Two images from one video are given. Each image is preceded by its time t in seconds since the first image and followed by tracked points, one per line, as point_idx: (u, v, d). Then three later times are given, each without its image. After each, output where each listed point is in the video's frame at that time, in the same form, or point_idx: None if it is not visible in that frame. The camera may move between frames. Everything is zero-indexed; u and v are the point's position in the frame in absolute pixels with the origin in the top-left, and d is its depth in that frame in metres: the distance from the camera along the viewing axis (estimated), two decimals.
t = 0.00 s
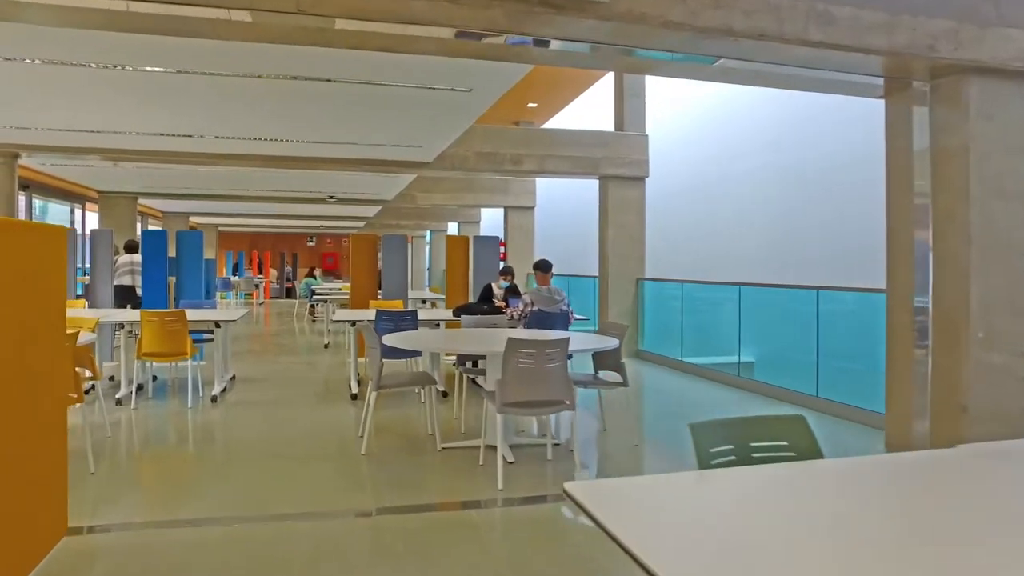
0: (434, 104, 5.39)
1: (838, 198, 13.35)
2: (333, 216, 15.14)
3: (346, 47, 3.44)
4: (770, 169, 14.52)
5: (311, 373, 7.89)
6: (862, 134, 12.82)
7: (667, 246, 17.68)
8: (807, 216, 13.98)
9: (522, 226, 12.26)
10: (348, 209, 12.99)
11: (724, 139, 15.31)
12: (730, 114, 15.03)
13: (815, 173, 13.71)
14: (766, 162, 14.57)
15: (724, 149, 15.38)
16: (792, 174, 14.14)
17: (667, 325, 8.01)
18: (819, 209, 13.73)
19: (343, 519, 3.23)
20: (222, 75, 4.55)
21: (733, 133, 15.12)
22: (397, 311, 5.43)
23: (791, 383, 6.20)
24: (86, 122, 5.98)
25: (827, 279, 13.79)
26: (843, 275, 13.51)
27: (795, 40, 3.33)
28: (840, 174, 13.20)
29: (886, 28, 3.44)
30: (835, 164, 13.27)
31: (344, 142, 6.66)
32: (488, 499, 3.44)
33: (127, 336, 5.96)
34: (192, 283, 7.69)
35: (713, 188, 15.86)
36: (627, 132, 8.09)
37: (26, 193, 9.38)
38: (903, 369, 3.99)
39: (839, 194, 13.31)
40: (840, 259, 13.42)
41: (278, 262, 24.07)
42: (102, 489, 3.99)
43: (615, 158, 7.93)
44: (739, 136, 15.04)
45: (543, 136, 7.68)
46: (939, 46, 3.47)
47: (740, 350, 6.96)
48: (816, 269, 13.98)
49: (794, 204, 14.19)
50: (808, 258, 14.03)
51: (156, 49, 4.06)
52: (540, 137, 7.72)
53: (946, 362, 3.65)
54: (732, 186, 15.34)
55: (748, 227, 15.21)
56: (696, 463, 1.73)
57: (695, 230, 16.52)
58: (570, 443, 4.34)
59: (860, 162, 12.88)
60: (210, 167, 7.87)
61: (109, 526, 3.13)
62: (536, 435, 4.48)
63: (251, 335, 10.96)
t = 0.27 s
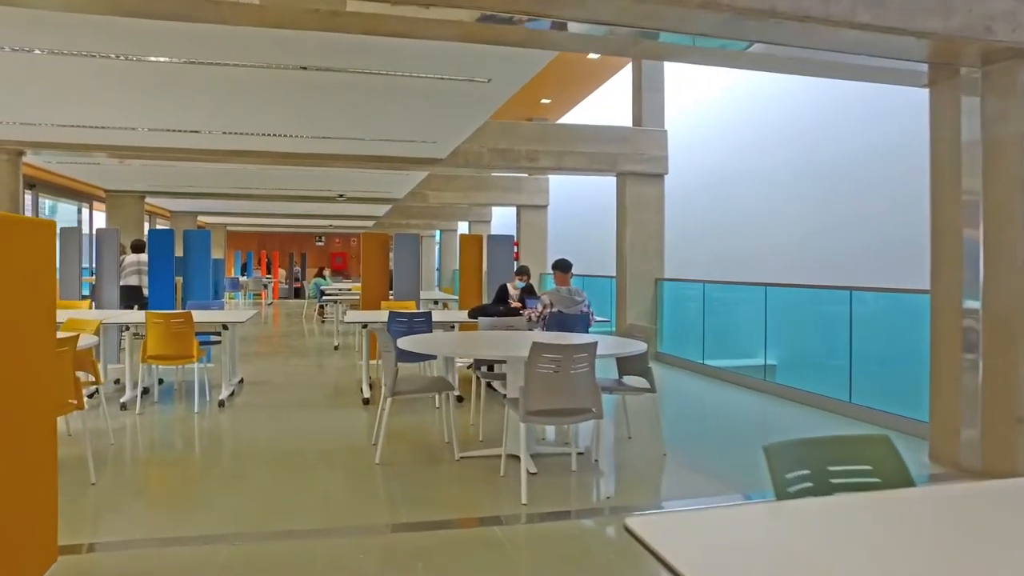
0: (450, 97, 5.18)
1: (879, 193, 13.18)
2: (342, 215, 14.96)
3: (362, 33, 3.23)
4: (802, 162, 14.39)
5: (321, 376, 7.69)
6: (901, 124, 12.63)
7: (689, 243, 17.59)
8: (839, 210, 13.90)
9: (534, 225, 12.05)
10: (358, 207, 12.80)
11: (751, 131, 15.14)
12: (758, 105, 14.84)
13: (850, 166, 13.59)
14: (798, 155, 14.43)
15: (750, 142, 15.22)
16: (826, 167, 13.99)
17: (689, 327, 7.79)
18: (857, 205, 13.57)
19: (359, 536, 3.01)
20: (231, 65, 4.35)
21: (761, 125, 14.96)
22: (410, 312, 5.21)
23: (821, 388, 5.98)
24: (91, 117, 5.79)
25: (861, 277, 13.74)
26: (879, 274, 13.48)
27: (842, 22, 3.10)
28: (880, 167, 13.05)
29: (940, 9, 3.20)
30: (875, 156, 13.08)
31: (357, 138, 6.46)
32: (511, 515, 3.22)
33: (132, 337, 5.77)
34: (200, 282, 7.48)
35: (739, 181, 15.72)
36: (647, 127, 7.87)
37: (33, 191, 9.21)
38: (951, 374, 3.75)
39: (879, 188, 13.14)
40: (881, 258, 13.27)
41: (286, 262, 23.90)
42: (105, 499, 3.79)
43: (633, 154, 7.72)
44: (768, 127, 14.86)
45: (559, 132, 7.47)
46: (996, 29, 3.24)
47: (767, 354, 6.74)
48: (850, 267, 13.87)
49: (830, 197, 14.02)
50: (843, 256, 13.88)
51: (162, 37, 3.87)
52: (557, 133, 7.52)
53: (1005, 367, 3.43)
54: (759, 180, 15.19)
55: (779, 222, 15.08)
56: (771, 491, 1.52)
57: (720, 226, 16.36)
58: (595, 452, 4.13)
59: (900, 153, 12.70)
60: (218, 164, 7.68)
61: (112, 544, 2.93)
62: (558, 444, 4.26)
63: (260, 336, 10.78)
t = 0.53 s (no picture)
0: (469, 89, 4.97)
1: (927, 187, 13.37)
2: (354, 215, 14.78)
3: (379, 15, 3.00)
4: (845, 154, 14.53)
5: (332, 380, 7.47)
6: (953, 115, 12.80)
7: (715, 237, 17.85)
8: (886, 203, 14.09)
9: (550, 224, 11.84)
10: (370, 206, 12.62)
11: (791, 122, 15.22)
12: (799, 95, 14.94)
13: (900, 158, 13.76)
14: (841, 147, 14.57)
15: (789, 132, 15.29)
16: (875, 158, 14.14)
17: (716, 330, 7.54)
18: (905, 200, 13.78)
19: (380, 561, 2.77)
20: (241, 54, 4.13)
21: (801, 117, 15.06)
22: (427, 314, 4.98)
23: (855, 394, 5.68)
24: (97, 112, 5.59)
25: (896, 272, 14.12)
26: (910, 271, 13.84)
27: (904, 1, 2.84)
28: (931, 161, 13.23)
29: None
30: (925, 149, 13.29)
31: (374, 133, 6.25)
32: (542, 536, 2.96)
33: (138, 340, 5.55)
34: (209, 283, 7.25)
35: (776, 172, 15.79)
36: (670, 123, 7.63)
37: (41, 190, 9.04)
38: (1012, 383, 3.50)
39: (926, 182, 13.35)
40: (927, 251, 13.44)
41: (297, 262, 23.76)
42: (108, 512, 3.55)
43: (656, 151, 7.49)
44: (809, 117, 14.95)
45: (579, 128, 7.26)
46: None
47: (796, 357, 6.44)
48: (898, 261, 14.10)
49: (876, 191, 14.23)
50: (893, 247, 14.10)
51: (167, 22, 3.64)
52: (578, 129, 7.32)
53: None
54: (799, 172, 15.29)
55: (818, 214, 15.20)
56: (895, 551, 1.35)
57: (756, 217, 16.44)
58: (624, 464, 3.86)
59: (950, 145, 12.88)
60: (228, 161, 7.48)
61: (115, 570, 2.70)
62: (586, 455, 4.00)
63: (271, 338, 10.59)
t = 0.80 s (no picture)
0: (487, 78, 4.74)
1: (943, 185, 12.84)
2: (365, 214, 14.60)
3: None
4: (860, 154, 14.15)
5: (345, 384, 7.25)
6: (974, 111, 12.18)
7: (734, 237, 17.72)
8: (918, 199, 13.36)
9: (566, 224, 11.62)
10: (382, 205, 12.42)
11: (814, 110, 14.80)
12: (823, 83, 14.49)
13: (927, 154, 13.06)
14: (857, 146, 14.19)
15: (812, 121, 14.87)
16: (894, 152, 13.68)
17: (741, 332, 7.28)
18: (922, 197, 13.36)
19: None
20: (250, 41, 3.91)
21: (823, 106, 14.64)
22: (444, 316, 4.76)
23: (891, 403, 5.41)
24: (102, 106, 5.39)
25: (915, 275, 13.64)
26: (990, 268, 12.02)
27: None
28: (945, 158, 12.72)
29: None
30: (942, 145, 12.74)
31: (388, 128, 6.03)
32: (575, 560, 2.72)
33: (143, 343, 5.33)
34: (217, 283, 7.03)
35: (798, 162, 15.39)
36: (692, 117, 7.38)
37: (47, 189, 8.86)
38: None
39: (944, 181, 12.80)
40: (960, 248, 12.57)
41: (309, 262, 23.60)
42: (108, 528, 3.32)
43: (678, 146, 7.24)
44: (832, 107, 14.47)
45: (599, 123, 7.03)
46: None
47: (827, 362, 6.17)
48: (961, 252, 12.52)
49: (896, 184, 13.76)
50: (910, 246, 13.53)
51: (170, 7, 3.42)
52: (597, 124, 7.08)
53: None
54: (821, 164, 14.90)
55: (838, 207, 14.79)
56: None
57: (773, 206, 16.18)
58: (657, 478, 3.62)
59: (972, 141, 12.22)
60: (237, 158, 7.28)
61: None
62: (615, 468, 3.75)
63: (281, 339, 10.39)
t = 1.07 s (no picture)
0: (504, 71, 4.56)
1: (947, 184, 12.61)
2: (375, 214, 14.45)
3: None
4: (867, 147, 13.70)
5: (355, 387, 7.08)
6: (983, 108, 11.78)
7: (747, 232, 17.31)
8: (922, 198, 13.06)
9: (579, 223, 11.44)
10: (392, 204, 12.26)
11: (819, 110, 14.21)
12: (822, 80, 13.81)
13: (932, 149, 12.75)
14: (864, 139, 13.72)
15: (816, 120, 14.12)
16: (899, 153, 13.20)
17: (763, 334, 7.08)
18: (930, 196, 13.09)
19: None
20: (259, 30, 3.73)
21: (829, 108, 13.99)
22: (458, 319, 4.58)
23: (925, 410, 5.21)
24: (106, 101, 5.24)
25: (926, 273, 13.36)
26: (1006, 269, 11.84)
27: None
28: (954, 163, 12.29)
29: None
30: (951, 145, 12.31)
31: (399, 124, 5.85)
32: None
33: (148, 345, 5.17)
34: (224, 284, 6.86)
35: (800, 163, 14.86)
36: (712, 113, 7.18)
37: (52, 188, 8.72)
38: None
39: (951, 179, 12.52)
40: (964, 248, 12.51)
41: (318, 262, 23.48)
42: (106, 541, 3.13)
43: (697, 143, 7.06)
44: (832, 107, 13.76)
45: (616, 119, 6.86)
46: None
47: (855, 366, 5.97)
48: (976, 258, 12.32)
49: (898, 183, 13.46)
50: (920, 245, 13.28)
51: None
52: (614, 121, 6.90)
53: None
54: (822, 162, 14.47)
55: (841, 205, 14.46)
56: None
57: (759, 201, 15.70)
58: (685, 490, 3.42)
59: (974, 141, 12.01)
60: (245, 156, 7.12)
61: None
62: (640, 479, 3.56)
63: (290, 341, 10.24)
